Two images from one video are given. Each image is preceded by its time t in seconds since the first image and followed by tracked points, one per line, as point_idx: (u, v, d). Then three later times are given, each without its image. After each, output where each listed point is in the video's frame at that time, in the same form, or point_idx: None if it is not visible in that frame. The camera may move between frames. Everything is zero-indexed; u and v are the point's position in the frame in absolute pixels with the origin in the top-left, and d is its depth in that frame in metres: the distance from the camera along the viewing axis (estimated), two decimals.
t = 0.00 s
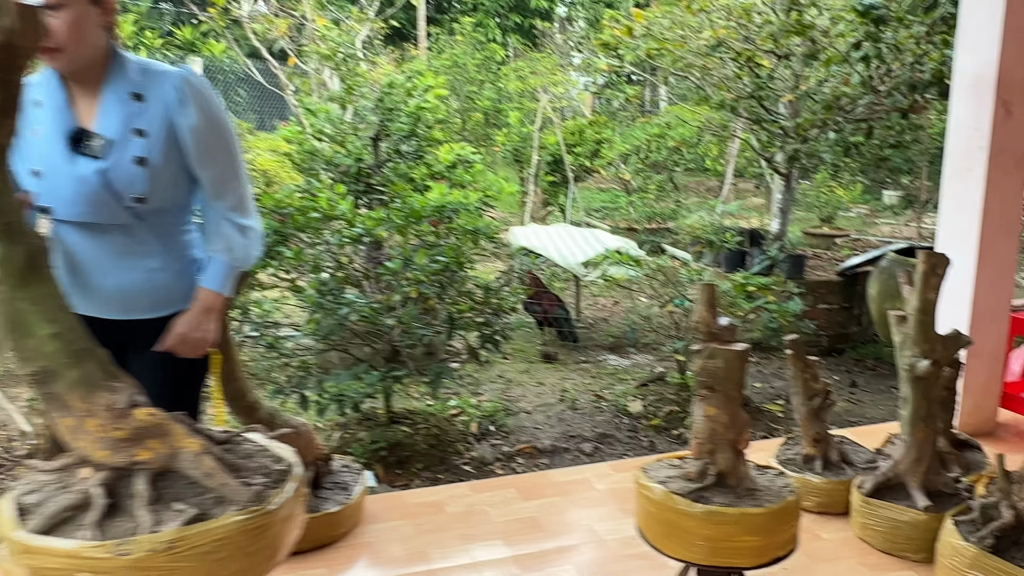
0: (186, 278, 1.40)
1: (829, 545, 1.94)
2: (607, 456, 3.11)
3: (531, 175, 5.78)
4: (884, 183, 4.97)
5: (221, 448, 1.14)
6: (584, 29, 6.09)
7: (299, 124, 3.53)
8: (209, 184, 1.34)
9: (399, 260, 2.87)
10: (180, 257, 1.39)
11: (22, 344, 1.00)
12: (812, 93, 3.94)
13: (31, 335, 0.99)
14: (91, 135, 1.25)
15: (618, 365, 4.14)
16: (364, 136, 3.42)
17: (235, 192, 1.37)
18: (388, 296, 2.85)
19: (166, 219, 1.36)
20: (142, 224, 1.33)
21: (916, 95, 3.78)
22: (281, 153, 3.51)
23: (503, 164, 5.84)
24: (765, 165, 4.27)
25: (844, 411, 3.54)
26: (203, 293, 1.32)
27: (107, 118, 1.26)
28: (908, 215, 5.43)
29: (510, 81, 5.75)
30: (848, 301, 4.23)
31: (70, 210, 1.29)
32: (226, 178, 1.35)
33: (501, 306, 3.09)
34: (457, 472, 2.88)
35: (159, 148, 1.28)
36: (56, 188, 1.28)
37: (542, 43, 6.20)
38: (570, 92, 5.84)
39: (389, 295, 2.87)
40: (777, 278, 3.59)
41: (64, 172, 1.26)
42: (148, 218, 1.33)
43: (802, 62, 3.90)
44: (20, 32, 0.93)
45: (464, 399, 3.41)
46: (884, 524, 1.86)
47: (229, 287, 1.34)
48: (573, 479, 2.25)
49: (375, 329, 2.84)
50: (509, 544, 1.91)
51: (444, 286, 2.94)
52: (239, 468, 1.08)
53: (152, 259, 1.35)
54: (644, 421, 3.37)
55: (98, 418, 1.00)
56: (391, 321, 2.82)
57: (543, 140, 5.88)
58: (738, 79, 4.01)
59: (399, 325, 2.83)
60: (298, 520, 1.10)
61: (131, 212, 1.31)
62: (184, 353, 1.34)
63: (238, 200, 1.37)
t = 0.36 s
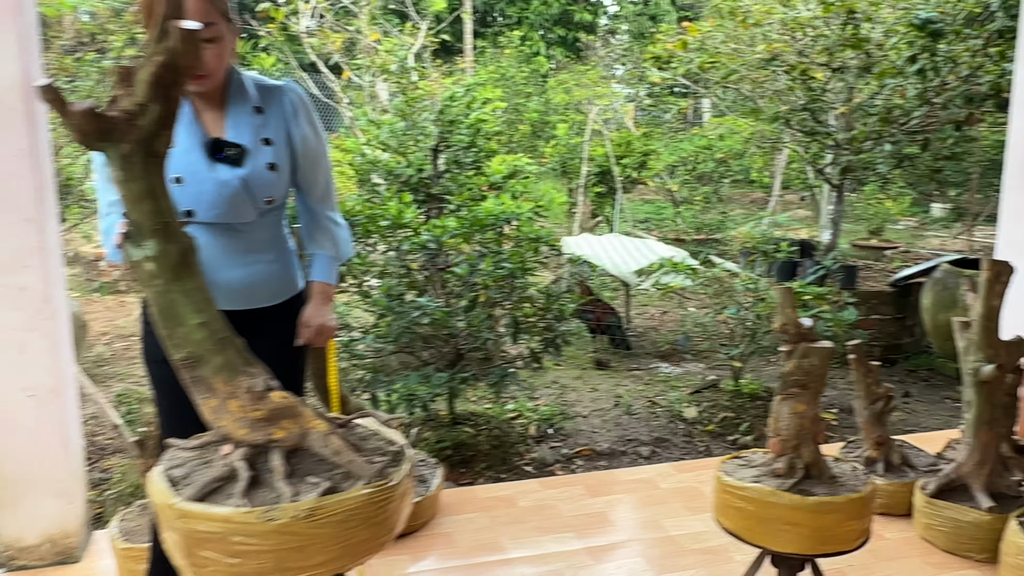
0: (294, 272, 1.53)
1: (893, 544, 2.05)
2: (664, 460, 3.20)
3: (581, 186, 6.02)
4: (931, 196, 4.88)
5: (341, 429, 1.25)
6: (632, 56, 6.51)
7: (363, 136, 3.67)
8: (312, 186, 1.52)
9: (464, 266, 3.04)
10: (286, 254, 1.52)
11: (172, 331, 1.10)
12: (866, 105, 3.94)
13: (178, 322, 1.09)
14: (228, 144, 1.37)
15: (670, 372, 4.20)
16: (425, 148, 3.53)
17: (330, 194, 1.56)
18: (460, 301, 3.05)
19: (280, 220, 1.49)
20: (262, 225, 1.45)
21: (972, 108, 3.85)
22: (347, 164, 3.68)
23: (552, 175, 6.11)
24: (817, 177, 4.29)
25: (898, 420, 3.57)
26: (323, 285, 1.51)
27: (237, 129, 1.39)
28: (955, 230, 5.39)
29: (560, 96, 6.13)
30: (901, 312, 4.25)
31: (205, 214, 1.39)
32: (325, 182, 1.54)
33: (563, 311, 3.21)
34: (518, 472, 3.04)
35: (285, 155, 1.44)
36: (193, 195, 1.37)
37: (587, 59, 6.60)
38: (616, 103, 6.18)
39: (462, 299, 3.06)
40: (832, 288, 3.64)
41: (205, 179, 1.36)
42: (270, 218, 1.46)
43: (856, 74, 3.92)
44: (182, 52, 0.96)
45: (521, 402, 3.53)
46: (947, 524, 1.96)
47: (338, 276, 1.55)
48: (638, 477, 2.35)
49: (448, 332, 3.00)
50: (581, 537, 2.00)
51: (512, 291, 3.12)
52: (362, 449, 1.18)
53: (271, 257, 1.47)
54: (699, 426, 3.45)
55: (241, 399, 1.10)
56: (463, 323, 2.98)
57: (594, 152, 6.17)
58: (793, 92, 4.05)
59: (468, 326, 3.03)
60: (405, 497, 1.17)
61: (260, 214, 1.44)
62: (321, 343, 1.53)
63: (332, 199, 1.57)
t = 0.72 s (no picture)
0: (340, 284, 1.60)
1: (947, 558, 2.07)
2: (714, 469, 3.22)
3: (630, 196, 6.09)
4: (989, 208, 4.81)
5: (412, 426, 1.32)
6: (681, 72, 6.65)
7: (419, 147, 3.77)
8: (358, 204, 1.61)
9: (520, 275, 3.10)
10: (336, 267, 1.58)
11: (263, 337, 1.17)
12: (921, 118, 3.92)
13: (269, 330, 1.17)
14: (306, 164, 1.42)
15: (718, 383, 4.17)
16: (479, 158, 3.61)
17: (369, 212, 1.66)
18: (516, 309, 3.11)
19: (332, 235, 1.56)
20: (320, 240, 1.52)
21: None
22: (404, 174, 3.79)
23: (601, 185, 6.21)
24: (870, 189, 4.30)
25: (953, 435, 3.54)
26: (372, 297, 1.66)
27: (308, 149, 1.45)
28: (1012, 242, 5.37)
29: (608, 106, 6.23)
30: (957, 326, 4.21)
31: (280, 231, 1.43)
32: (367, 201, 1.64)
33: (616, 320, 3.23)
34: (570, 479, 3.03)
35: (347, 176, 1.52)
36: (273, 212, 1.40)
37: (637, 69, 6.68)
38: (664, 114, 6.22)
39: (517, 308, 3.11)
40: (884, 300, 3.62)
41: (286, 198, 1.41)
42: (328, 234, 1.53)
43: (911, 86, 3.90)
44: (280, 75, 1.01)
45: (571, 410, 3.60)
46: (1004, 539, 1.95)
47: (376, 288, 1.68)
48: (692, 486, 2.39)
49: (503, 340, 3.07)
50: (635, 543, 2.04)
51: (565, 300, 3.17)
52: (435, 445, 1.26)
53: (327, 270, 1.54)
54: (750, 437, 3.44)
55: (329, 402, 1.17)
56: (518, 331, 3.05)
57: (642, 163, 6.26)
58: (846, 103, 4.06)
59: (523, 334, 3.08)
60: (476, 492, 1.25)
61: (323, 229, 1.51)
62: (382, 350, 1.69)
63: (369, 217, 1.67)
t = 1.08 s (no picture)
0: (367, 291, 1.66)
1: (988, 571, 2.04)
2: (754, 477, 3.22)
3: (672, 203, 6.10)
4: None
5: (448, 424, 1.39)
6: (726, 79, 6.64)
7: (463, 155, 3.85)
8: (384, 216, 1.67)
9: (561, 282, 3.13)
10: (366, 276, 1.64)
11: (318, 344, 1.23)
12: (971, 126, 3.84)
13: (324, 334, 1.23)
14: (352, 176, 1.48)
15: (760, 391, 4.14)
16: (521, 166, 3.66)
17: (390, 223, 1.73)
18: (557, 315, 3.16)
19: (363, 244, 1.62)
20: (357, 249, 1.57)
21: None
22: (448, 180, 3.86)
23: (644, 191, 6.24)
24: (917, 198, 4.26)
25: (1000, 448, 3.47)
26: (397, 303, 1.81)
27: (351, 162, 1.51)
28: None
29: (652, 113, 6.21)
30: (1005, 337, 4.13)
31: (328, 239, 1.47)
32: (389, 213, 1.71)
33: (656, 328, 3.22)
34: (608, 484, 3.05)
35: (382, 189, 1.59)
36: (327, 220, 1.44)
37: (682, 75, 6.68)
38: (708, 120, 6.21)
39: (558, 313, 3.16)
40: (929, 310, 3.57)
41: (337, 208, 1.45)
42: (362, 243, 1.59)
43: (959, 94, 3.84)
44: (338, 89, 1.08)
45: (610, 416, 3.64)
46: None
47: (396, 291, 1.80)
48: (729, 493, 2.40)
49: (544, 344, 3.12)
50: (671, 548, 2.06)
51: (604, 307, 3.20)
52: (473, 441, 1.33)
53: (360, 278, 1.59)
54: (791, 446, 3.43)
55: (385, 405, 1.23)
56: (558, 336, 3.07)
57: (685, 170, 6.22)
58: (892, 111, 4.02)
59: (563, 340, 3.11)
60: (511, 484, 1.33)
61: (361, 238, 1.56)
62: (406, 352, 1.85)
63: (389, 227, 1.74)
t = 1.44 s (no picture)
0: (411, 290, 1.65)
1: None
2: (783, 483, 3.20)
3: (706, 207, 6.09)
4: None
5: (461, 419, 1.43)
6: (761, 81, 6.60)
7: (496, 158, 3.88)
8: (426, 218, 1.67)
9: (591, 286, 3.14)
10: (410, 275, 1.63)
11: (356, 348, 1.23)
12: (1010, 130, 3.76)
13: (361, 338, 1.23)
14: (401, 175, 1.48)
15: (792, 397, 4.11)
16: (553, 169, 3.67)
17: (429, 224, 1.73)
18: (586, 318, 3.17)
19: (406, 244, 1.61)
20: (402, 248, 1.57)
21: None
22: (480, 182, 3.89)
23: (678, 195, 6.22)
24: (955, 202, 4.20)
25: None
26: (438, 305, 1.80)
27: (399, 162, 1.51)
28: None
29: (685, 116, 6.21)
30: None
31: (378, 235, 1.47)
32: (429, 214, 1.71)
33: (685, 331, 3.21)
34: (635, 487, 3.06)
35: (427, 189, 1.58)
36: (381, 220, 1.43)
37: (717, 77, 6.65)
38: (743, 123, 6.17)
39: (588, 316, 3.18)
40: (966, 316, 3.51)
41: (389, 206, 1.44)
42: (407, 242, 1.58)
43: (998, 97, 3.77)
44: (378, 95, 1.07)
45: (640, 420, 3.65)
46: None
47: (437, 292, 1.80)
48: (757, 498, 2.39)
49: (573, 347, 3.13)
50: (696, 552, 2.06)
51: (634, 310, 3.21)
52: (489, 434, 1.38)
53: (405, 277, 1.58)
54: (822, 452, 3.40)
55: (424, 405, 1.26)
56: (586, 339, 3.07)
57: (718, 174, 6.16)
58: (930, 114, 3.96)
59: (592, 342, 3.12)
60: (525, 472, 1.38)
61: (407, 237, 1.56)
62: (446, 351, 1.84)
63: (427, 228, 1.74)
